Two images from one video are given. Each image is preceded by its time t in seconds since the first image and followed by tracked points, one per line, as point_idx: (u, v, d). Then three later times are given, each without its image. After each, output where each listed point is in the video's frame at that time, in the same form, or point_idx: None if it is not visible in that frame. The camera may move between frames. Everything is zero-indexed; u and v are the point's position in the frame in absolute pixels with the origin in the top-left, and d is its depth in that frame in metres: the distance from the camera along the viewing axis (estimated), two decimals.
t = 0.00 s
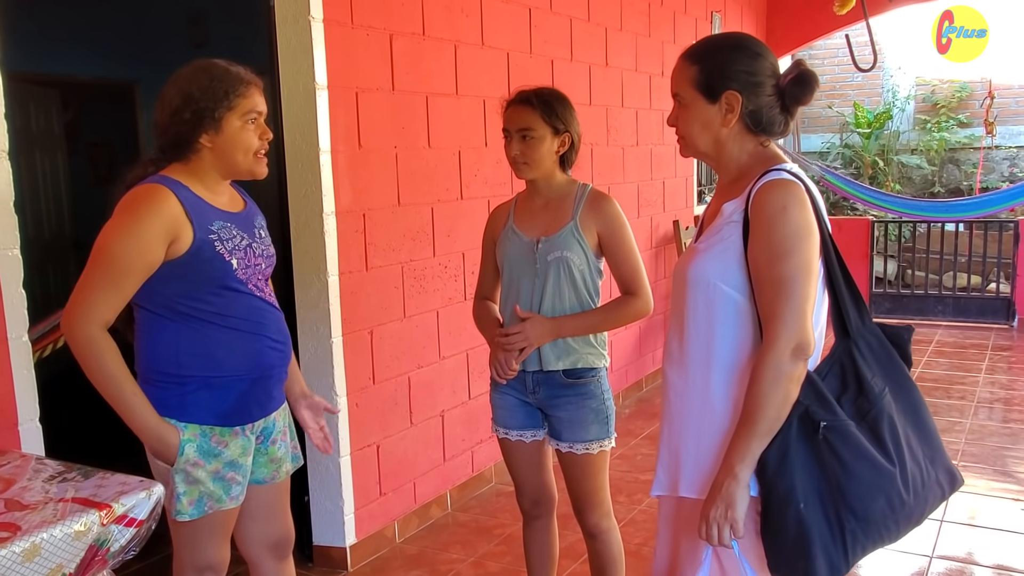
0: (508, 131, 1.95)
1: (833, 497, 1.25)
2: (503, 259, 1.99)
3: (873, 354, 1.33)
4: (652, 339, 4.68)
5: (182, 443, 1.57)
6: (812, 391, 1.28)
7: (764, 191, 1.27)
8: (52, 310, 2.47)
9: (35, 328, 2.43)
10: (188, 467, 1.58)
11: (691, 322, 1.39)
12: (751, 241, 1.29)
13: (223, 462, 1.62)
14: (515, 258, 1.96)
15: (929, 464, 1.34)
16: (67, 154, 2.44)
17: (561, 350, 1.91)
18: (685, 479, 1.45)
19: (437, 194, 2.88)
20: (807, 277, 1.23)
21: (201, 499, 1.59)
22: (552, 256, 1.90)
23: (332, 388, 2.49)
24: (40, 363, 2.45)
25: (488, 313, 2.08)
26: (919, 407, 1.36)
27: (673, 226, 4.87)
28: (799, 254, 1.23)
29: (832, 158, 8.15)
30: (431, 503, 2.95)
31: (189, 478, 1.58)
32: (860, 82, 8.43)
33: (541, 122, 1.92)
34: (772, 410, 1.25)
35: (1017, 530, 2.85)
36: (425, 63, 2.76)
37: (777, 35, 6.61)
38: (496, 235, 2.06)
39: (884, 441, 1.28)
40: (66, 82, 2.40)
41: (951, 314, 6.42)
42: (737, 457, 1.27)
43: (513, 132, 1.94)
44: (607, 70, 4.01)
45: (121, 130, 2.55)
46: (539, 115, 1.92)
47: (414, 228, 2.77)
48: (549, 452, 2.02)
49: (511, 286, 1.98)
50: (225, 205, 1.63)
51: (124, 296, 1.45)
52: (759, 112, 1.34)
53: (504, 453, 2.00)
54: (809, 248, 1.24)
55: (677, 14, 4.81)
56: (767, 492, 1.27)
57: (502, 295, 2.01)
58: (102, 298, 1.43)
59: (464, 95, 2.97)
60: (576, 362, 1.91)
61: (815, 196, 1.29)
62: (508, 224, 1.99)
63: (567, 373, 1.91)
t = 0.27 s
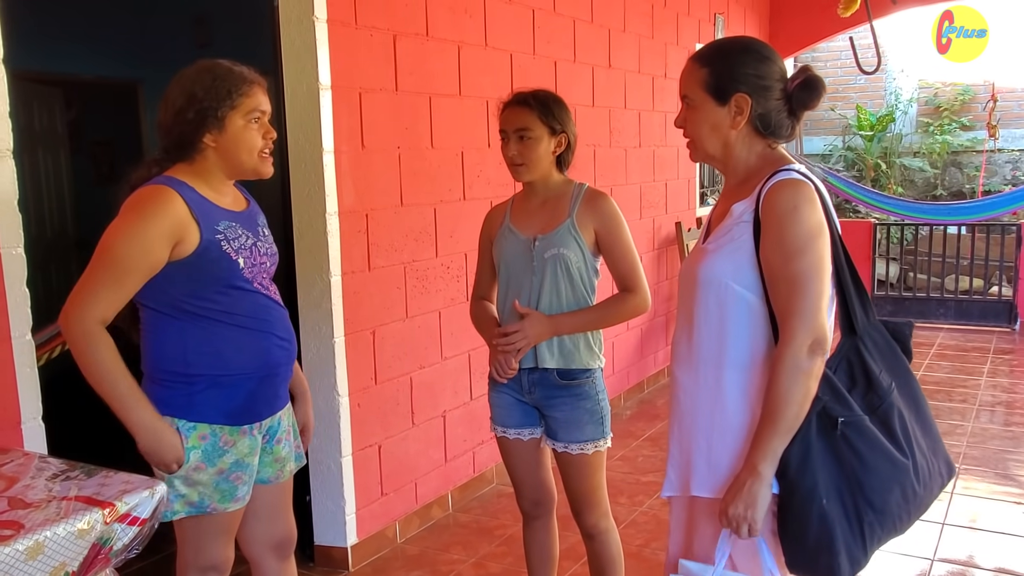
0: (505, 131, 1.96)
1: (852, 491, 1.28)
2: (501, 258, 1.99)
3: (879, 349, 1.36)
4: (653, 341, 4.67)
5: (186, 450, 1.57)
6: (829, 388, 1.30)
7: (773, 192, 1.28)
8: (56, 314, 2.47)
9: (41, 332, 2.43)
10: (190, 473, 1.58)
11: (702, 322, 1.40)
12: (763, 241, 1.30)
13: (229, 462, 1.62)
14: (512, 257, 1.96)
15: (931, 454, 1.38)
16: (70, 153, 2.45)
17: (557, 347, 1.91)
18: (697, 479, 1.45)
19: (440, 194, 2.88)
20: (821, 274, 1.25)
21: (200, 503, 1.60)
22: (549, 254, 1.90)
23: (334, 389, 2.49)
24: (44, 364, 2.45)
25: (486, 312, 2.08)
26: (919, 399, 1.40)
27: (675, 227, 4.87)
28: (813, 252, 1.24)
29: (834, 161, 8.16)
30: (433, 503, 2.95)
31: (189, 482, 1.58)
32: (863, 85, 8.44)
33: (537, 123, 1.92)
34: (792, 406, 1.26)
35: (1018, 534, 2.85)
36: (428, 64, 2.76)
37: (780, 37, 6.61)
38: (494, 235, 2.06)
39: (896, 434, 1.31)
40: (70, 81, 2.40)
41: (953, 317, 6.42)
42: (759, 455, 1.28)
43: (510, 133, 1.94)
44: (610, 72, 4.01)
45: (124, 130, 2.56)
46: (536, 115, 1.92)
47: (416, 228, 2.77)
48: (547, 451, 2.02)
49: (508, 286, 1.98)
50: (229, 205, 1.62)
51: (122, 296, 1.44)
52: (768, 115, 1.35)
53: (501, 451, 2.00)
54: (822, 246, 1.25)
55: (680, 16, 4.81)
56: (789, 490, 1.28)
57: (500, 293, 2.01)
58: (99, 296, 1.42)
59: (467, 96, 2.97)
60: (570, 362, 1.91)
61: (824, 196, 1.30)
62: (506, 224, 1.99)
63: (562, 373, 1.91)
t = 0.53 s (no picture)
0: (498, 129, 1.95)
1: (872, 482, 1.31)
2: (492, 260, 1.98)
3: (879, 342, 1.39)
4: (654, 342, 4.67)
5: (188, 450, 1.57)
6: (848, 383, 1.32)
7: (781, 190, 1.29)
8: (60, 316, 2.49)
9: (48, 333, 2.46)
10: (197, 473, 1.59)
11: (711, 320, 1.39)
12: (775, 238, 1.30)
13: (233, 461, 1.62)
14: (504, 258, 1.95)
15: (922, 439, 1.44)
16: (71, 152, 2.46)
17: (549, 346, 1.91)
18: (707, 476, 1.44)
19: (442, 194, 2.88)
20: (836, 269, 1.25)
21: (217, 505, 1.61)
22: (540, 254, 1.90)
23: (335, 388, 2.49)
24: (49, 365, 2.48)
25: (475, 311, 2.07)
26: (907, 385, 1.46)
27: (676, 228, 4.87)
28: (829, 247, 1.25)
29: (836, 162, 8.16)
30: (432, 503, 2.95)
31: (200, 484, 1.59)
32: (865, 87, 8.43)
33: (530, 118, 1.93)
34: (817, 403, 1.26)
35: (1018, 536, 2.85)
36: (430, 64, 2.76)
37: (782, 39, 6.60)
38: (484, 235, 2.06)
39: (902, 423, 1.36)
40: (73, 80, 2.41)
41: (954, 319, 6.42)
42: (789, 452, 1.28)
43: (503, 128, 1.93)
44: (612, 72, 4.01)
45: (127, 129, 2.57)
46: (529, 110, 1.93)
47: (418, 228, 2.77)
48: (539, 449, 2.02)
49: (497, 286, 1.98)
50: (235, 203, 1.63)
51: (163, 293, 1.46)
52: (774, 116, 1.35)
53: (494, 448, 2.00)
54: (835, 241, 1.26)
55: (682, 17, 4.81)
56: (817, 485, 1.29)
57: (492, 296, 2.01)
58: (142, 300, 1.44)
59: (469, 96, 2.97)
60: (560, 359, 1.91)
61: (832, 193, 1.31)
62: (496, 224, 1.99)
63: (552, 371, 1.91)
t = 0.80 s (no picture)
0: (507, 126, 1.94)
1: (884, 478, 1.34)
2: (488, 265, 1.94)
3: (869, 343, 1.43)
4: (653, 343, 4.67)
5: (198, 446, 1.57)
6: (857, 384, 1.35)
7: (791, 195, 1.29)
8: (60, 316, 2.51)
9: (47, 334, 2.48)
10: (206, 469, 1.59)
11: (716, 323, 1.39)
12: (785, 242, 1.30)
13: (242, 458, 1.62)
14: (503, 263, 1.92)
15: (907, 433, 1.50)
16: (72, 150, 2.46)
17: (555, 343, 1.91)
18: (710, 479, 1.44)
19: (442, 195, 2.88)
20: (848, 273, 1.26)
21: (223, 503, 1.60)
22: (544, 255, 1.90)
23: (334, 388, 2.49)
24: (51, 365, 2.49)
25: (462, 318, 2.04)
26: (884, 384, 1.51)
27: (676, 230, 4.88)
28: (841, 251, 1.26)
29: (836, 165, 8.16)
30: (431, 503, 2.95)
31: (208, 481, 1.59)
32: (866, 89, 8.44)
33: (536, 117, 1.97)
34: (836, 406, 1.27)
35: (1016, 539, 2.85)
36: (431, 64, 2.77)
37: (783, 40, 6.60)
38: (472, 238, 2.02)
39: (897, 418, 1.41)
40: (75, 79, 2.42)
41: (954, 322, 6.41)
42: (812, 454, 1.28)
43: (519, 125, 1.93)
44: (613, 73, 4.01)
45: (129, 128, 2.56)
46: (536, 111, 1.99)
47: (418, 228, 2.78)
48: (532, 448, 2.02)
49: (497, 289, 1.95)
50: (238, 197, 1.64)
51: (199, 281, 1.49)
52: (774, 117, 1.35)
53: (488, 447, 2.00)
54: (846, 245, 1.27)
55: (683, 19, 4.81)
56: (837, 486, 1.30)
57: (490, 303, 1.96)
58: (181, 293, 1.46)
59: (470, 96, 2.98)
60: (560, 355, 1.92)
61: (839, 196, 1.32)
62: (490, 226, 1.96)
63: (552, 367, 1.91)
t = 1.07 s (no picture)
0: (512, 123, 1.93)
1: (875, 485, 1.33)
2: (495, 265, 1.92)
3: (879, 349, 1.41)
4: (653, 343, 4.68)
5: (207, 442, 1.58)
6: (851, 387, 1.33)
7: (796, 196, 1.28)
8: (60, 310, 2.50)
9: (46, 328, 2.47)
10: (214, 466, 1.59)
11: (717, 322, 1.39)
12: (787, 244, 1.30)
13: (250, 454, 1.62)
14: (512, 263, 1.91)
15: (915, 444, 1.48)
16: (73, 149, 2.46)
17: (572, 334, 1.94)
18: (710, 477, 1.45)
19: (442, 194, 2.88)
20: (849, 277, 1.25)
21: (231, 499, 1.60)
22: (553, 249, 1.92)
23: (334, 387, 2.49)
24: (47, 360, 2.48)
25: (464, 324, 1.95)
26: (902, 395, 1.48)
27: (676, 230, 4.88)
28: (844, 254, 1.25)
29: (836, 165, 8.16)
30: (431, 503, 2.95)
31: (216, 477, 1.59)
32: (866, 90, 8.44)
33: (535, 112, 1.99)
34: (828, 408, 1.26)
35: (1015, 541, 2.85)
36: (432, 64, 2.77)
37: (783, 41, 6.60)
38: (472, 239, 1.96)
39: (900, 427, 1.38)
40: (75, 77, 2.41)
41: (953, 323, 6.42)
42: (799, 453, 1.28)
43: (522, 120, 1.94)
44: (613, 74, 4.01)
45: (129, 127, 2.56)
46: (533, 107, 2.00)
47: (418, 228, 2.78)
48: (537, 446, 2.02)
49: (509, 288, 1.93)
50: (247, 194, 1.64)
51: (203, 279, 1.48)
52: (769, 117, 1.35)
53: (493, 450, 1.99)
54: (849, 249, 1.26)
55: (683, 19, 4.81)
56: (821, 488, 1.30)
57: (494, 304, 1.95)
58: (185, 290, 1.46)
59: (470, 96, 2.98)
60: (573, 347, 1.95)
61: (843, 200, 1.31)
62: (494, 225, 1.93)
63: (566, 360, 1.93)
